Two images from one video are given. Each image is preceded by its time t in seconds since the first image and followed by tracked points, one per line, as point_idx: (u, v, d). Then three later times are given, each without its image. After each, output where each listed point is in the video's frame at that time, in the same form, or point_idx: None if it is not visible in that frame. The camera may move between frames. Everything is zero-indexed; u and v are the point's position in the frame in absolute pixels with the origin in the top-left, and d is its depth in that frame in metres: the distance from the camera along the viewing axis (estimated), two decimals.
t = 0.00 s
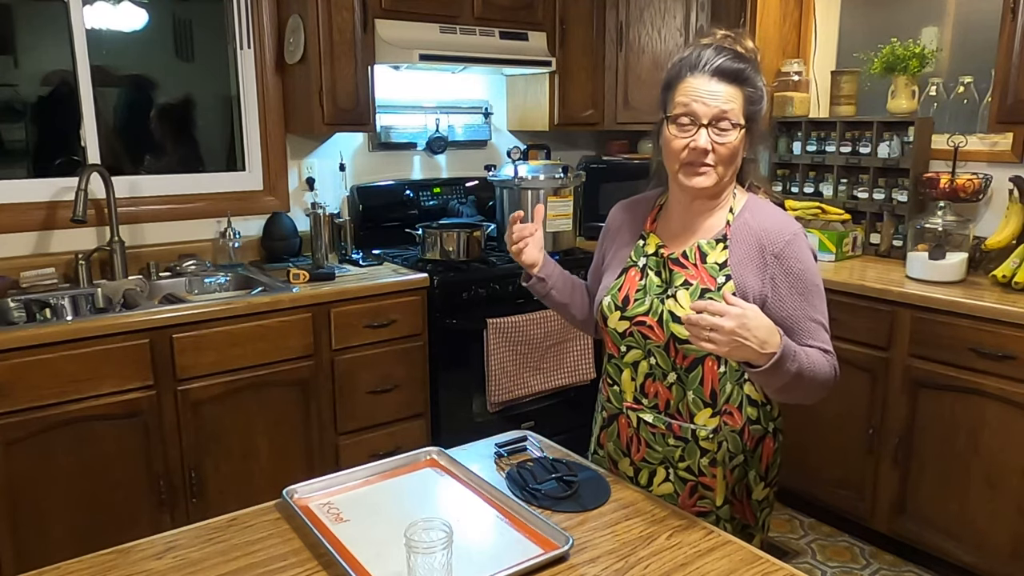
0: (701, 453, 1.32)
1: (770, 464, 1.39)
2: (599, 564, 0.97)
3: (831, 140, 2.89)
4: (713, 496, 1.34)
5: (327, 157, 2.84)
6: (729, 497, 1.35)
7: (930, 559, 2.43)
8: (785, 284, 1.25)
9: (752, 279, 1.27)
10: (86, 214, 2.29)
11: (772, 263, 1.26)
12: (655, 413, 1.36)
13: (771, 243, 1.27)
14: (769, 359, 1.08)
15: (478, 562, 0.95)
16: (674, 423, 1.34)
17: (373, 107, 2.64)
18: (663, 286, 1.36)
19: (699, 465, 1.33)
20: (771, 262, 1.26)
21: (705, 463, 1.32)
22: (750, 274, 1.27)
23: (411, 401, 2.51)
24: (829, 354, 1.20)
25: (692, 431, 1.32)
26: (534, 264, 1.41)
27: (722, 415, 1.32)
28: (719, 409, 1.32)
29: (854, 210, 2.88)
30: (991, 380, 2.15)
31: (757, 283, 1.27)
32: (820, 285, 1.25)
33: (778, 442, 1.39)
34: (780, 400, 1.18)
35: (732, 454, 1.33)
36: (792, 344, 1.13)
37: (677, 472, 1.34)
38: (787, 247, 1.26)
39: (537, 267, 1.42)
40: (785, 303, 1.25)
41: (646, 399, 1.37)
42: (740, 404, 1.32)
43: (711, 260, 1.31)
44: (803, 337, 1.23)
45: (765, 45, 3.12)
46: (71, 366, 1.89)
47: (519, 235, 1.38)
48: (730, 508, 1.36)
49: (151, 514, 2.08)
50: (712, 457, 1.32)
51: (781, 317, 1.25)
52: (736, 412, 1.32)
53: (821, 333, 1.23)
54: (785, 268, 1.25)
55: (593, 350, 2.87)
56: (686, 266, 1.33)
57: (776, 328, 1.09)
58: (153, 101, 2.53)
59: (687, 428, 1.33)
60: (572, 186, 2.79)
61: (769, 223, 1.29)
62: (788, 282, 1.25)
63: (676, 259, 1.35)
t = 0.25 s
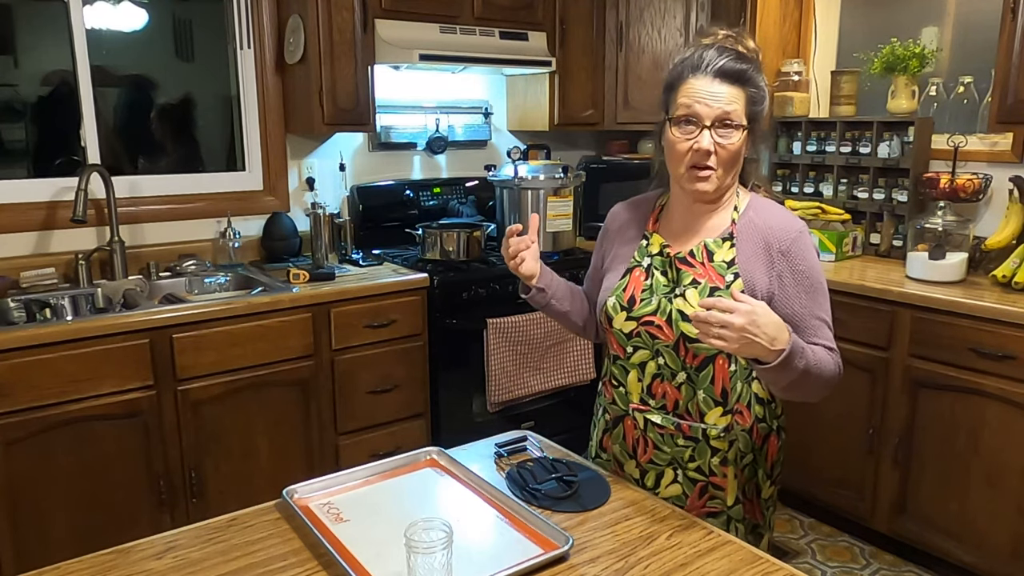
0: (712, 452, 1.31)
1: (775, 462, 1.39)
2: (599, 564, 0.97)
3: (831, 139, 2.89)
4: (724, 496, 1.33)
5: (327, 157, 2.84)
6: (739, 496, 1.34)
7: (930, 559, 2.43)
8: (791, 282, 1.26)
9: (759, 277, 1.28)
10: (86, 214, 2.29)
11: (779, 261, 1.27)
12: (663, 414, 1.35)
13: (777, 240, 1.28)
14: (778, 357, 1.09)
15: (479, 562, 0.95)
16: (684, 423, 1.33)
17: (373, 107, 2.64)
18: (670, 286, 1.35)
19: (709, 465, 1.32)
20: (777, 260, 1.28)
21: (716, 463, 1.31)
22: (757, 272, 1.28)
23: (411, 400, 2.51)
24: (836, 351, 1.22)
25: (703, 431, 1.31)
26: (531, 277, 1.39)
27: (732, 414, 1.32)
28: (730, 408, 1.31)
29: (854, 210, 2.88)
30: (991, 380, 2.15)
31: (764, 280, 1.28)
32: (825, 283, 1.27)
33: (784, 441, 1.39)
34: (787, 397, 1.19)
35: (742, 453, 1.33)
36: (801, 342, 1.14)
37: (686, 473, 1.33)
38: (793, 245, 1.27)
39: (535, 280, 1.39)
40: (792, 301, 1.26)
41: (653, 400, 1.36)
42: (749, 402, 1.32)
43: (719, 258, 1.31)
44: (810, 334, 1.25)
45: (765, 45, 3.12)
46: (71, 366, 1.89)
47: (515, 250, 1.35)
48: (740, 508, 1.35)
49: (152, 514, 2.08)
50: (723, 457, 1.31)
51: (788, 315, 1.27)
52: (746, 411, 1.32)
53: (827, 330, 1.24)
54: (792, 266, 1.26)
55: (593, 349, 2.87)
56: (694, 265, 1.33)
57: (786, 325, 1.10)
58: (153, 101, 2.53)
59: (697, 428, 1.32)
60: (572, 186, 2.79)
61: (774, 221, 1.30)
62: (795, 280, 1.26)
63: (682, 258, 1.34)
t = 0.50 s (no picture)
0: (732, 451, 1.32)
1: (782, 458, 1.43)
2: (599, 564, 0.97)
3: (831, 139, 2.89)
4: (744, 493, 1.34)
5: (327, 158, 2.84)
6: (757, 493, 1.35)
7: (930, 559, 2.43)
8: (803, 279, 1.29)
9: (773, 272, 1.30)
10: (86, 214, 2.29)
11: (791, 256, 1.30)
12: (679, 415, 1.33)
13: (788, 236, 1.31)
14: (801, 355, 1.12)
15: (479, 562, 0.95)
16: (702, 422, 1.32)
17: (373, 107, 2.64)
18: (683, 284, 1.34)
19: (729, 464, 1.32)
20: (790, 258, 1.30)
21: (737, 461, 1.32)
22: (771, 267, 1.30)
23: (411, 400, 2.51)
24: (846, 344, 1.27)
25: (723, 429, 1.31)
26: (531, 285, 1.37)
27: (751, 411, 1.32)
28: (749, 405, 1.32)
29: (854, 210, 2.88)
30: (991, 380, 2.15)
31: (777, 276, 1.30)
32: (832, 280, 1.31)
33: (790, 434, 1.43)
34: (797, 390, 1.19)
35: (760, 449, 1.34)
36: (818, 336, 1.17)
37: (705, 473, 1.33)
38: (804, 241, 1.31)
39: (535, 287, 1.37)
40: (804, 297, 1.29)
41: (668, 401, 1.34)
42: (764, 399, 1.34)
43: (732, 255, 1.32)
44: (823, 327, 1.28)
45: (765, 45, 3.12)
46: (71, 366, 1.89)
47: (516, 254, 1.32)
48: (759, 505, 1.36)
49: (152, 514, 2.08)
50: (744, 454, 1.32)
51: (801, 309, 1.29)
52: (762, 408, 1.34)
53: (838, 324, 1.28)
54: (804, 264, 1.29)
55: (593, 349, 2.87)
56: (707, 263, 1.33)
57: (810, 322, 1.12)
58: (153, 101, 2.53)
59: (716, 426, 1.31)
60: (572, 186, 2.79)
61: (784, 219, 1.33)
62: (806, 274, 1.30)
63: (694, 257, 1.34)
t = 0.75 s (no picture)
0: (751, 451, 1.32)
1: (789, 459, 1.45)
2: (599, 564, 0.97)
3: (831, 140, 2.89)
4: (762, 495, 1.34)
5: (327, 158, 2.84)
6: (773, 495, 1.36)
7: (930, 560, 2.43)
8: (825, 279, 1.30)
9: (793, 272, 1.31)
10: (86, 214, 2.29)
11: (813, 257, 1.31)
12: (697, 414, 1.33)
13: (810, 236, 1.32)
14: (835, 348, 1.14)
15: (479, 562, 0.95)
16: (721, 422, 1.32)
17: (373, 107, 2.64)
18: (704, 282, 1.34)
19: (748, 464, 1.32)
20: (811, 258, 1.31)
21: (755, 462, 1.32)
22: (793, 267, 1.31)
23: (411, 400, 2.51)
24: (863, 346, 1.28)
25: (743, 429, 1.31)
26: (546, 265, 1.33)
27: (769, 411, 1.33)
28: (768, 405, 1.32)
29: (854, 210, 2.89)
30: (991, 380, 2.15)
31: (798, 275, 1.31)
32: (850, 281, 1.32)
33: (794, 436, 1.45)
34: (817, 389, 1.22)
35: (775, 450, 1.35)
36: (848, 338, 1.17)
37: (722, 474, 1.33)
38: (824, 242, 1.32)
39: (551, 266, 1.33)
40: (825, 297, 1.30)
41: (686, 400, 1.34)
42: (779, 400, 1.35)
43: (753, 254, 1.32)
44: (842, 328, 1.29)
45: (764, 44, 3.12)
46: (70, 366, 1.89)
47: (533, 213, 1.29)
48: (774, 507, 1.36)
49: (152, 514, 2.08)
50: (762, 455, 1.32)
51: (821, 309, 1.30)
52: (777, 408, 1.35)
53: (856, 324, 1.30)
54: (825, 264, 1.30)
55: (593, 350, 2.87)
56: (728, 261, 1.33)
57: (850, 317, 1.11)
58: (152, 101, 2.53)
59: (736, 426, 1.31)
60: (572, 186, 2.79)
61: (804, 219, 1.34)
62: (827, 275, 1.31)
63: (715, 254, 1.34)
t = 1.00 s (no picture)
0: (756, 460, 1.32)
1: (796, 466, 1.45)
2: (599, 564, 0.97)
3: (831, 140, 2.89)
4: (766, 504, 1.34)
5: (327, 158, 2.84)
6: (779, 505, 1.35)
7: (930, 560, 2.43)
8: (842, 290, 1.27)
9: (813, 283, 1.28)
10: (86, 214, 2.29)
11: (834, 267, 1.27)
12: (704, 419, 1.34)
13: (833, 245, 1.28)
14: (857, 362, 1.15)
15: (479, 562, 0.95)
16: (728, 429, 1.32)
17: (373, 107, 2.64)
18: (717, 285, 1.33)
19: (753, 473, 1.32)
20: (832, 266, 1.27)
21: (760, 471, 1.32)
22: (813, 278, 1.28)
23: (411, 400, 2.51)
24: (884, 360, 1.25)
25: (750, 437, 1.31)
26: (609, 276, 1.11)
27: (777, 420, 1.32)
28: (776, 414, 1.32)
29: (854, 210, 2.89)
30: (991, 380, 2.15)
31: (818, 286, 1.28)
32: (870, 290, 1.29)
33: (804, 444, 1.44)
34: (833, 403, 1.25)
35: (782, 460, 1.35)
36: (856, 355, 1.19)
37: (727, 481, 1.33)
38: (848, 251, 1.27)
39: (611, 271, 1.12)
40: (844, 307, 1.27)
41: (694, 404, 1.34)
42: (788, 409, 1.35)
43: (771, 259, 1.30)
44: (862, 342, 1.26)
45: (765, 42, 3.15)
46: (71, 366, 1.89)
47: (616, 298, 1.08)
48: (779, 517, 1.36)
49: (152, 514, 2.08)
50: (768, 464, 1.32)
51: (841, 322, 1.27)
52: (786, 418, 1.34)
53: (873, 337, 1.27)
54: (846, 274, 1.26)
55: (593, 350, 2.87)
56: (745, 265, 1.31)
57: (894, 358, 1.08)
58: (152, 101, 2.53)
59: (743, 433, 1.31)
60: (572, 186, 2.79)
61: (828, 225, 1.29)
62: (849, 286, 1.27)
63: (732, 258, 1.32)
